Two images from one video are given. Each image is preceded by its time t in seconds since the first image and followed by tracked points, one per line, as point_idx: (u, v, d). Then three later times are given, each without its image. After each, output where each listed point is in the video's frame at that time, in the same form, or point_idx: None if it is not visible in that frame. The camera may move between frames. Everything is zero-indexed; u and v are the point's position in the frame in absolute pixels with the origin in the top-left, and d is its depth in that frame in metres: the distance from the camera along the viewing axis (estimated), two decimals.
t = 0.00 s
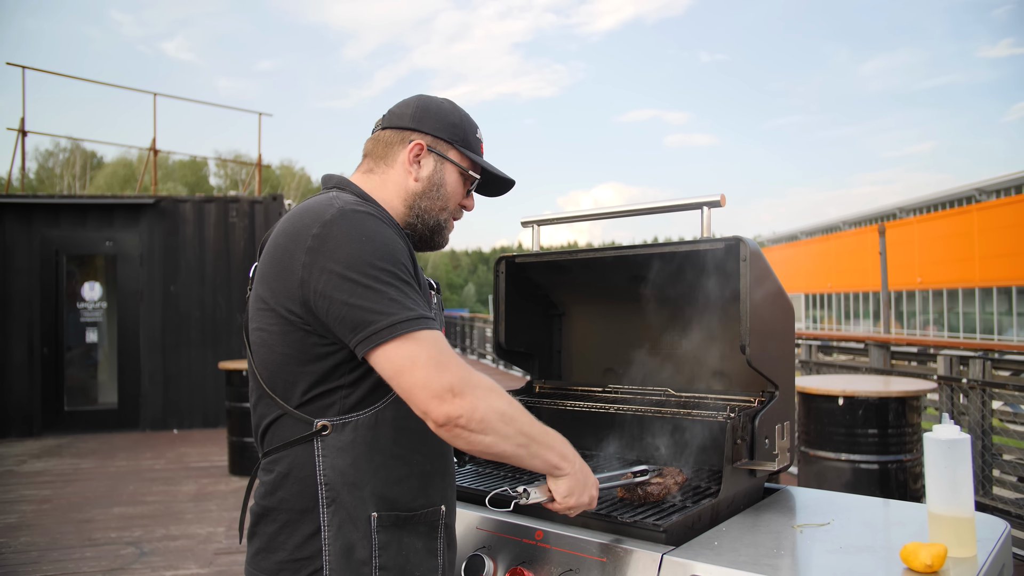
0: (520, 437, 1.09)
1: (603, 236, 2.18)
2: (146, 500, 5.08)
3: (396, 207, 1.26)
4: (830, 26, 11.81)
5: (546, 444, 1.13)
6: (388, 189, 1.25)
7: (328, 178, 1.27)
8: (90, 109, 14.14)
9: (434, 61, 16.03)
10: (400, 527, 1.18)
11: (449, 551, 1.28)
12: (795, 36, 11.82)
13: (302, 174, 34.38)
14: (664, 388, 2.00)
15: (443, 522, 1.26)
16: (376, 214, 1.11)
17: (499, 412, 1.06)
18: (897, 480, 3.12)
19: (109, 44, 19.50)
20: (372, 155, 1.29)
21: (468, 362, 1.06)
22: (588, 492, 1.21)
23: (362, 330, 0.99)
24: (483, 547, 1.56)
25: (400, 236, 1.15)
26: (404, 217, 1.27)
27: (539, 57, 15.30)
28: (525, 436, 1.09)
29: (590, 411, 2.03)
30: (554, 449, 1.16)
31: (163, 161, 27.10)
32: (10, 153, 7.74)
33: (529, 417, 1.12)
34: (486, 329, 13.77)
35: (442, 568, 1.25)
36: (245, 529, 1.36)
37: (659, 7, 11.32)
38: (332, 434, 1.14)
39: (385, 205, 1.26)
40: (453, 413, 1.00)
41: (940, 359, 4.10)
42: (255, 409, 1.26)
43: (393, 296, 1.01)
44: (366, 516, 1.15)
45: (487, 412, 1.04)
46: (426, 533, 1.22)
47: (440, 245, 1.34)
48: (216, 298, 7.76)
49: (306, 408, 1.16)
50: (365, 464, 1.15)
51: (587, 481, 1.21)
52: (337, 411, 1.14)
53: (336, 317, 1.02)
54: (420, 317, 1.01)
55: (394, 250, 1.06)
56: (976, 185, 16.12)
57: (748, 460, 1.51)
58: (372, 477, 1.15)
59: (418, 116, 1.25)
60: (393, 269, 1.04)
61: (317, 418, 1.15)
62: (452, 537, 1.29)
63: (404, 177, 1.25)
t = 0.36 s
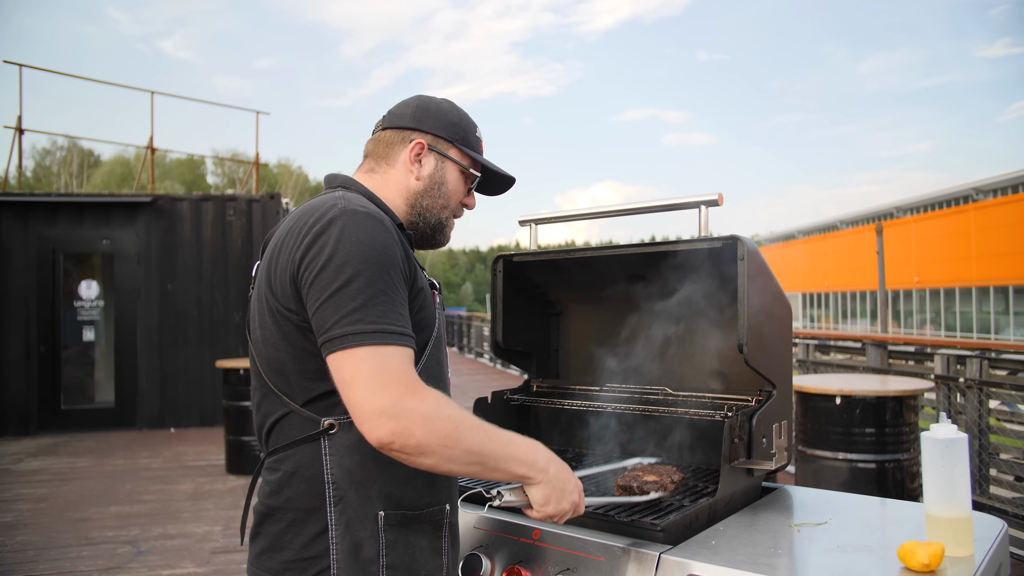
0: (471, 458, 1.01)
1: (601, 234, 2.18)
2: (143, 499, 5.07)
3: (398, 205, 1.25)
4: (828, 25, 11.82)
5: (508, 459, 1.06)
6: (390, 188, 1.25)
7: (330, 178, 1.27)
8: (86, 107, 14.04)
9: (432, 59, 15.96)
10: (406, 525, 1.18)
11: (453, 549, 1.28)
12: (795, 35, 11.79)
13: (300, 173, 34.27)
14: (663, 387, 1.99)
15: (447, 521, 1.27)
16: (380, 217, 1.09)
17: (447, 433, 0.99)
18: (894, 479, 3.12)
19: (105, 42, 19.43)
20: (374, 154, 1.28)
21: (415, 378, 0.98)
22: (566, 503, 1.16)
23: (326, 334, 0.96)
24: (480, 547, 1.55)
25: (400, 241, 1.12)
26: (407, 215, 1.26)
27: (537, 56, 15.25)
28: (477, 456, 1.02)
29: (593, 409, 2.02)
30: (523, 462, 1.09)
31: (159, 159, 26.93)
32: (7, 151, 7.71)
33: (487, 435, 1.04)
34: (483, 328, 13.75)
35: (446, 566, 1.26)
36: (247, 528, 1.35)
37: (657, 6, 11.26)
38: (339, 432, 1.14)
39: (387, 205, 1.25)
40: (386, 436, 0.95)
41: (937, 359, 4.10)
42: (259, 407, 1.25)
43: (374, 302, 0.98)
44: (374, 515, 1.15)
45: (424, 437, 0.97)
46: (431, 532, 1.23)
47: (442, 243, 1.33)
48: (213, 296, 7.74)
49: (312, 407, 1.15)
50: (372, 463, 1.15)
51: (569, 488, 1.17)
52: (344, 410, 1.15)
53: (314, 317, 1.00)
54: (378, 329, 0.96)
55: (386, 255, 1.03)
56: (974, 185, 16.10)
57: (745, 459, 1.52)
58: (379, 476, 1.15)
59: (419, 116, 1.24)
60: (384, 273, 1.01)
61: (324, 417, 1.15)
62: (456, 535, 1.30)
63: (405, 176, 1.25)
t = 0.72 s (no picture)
0: (471, 467, 1.03)
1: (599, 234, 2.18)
2: (139, 499, 5.05)
3: (396, 204, 1.25)
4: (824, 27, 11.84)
5: (507, 469, 1.08)
6: (387, 186, 1.25)
7: (329, 178, 1.27)
8: (82, 106, 13.98)
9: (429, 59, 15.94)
10: (405, 527, 1.18)
11: (452, 551, 1.29)
12: (792, 35, 11.80)
13: (297, 173, 34.22)
14: (660, 388, 2.00)
15: (447, 521, 1.27)
16: (378, 220, 1.08)
17: (450, 441, 1.00)
18: (891, 479, 3.13)
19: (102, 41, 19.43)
20: (372, 153, 1.28)
21: (420, 386, 1.00)
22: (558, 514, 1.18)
23: (328, 340, 0.97)
24: (478, 547, 1.55)
25: (400, 243, 1.12)
26: (406, 214, 1.26)
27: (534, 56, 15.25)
28: (477, 465, 1.03)
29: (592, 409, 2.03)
30: (521, 472, 1.11)
31: (156, 158, 26.82)
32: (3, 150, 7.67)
33: (487, 445, 1.06)
34: (480, 328, 13.75)
35: (446, 567, 1.26)
36: (247, 527, 1.34)
37: (655, 6, 11.27)
38: (338, 434, 1.14)
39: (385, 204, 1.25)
40: (391, 442, 0.96)
41: (934, 359, 4.10)
42: (259, 408, 1.25)
43: (375, 308, 0.98)
44: (372, 517, 1.15)
45: (428, 444, 0.98)
46: (430, 533, 1.23)
47: (443, 240, 1.33)
48: (210, 296, 7.72)
49: (311, 408, 1.14)
50: (371, 465, 1.15)
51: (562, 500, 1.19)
52: (343, 411, 1.14)
53: (314, 323, 1.00)
54: (379, 335, 0.96)
55: (386, 260, 1.03)
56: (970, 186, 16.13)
57: (743, 459, 1.52)
58: (379, 478, 1.15)
59: (415, 112, 1.24)
60: (386, 278, 1.01)
61: (323, 419, 1.14)
62: (456, 536, 1.30)
63: (403, 174, 1.25)
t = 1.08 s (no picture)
0: (454, 481, 1.01)
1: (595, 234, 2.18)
2: (132, 497, 5.03)
3: (388, 202, 1.25)
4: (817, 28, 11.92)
5: (492, 483, 1.06)
6: (378, 184, 1.26)
7: (323, 174, 1.29)
8: (76, 103, 13.88)
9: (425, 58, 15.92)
10: (402, 528, 1.19)
11: (450, 550, 1.29)
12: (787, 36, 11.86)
13: (292, 171, 34.11)
14: (656, 386, 2.00)
15: (442, 522, 1.28)
16: (368, 224, 1.07)
17: (431, 456, 0.99)
18: (884, 478, 3.15)
19: (96, 37, 19.34)
20: (365, 149, 1.29)
21: (404, 397, 0.99)
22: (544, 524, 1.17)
23: (312, 348, 0.97)
24: (473, 546, 1.56)
25: (390, 248, 1.11)
26: (399, 212, 1.26)
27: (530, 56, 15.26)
28: (460, 480, 1.02)
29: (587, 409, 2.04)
30: (506, 486, 1.09)
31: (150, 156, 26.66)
32: None
33: (471, 458, 1.04)
34: (475, 327, 13.76)
35: (442, 567, 1.26)
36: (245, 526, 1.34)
37: (650, 6, 11.32)
38: (332, 438, 1.13)
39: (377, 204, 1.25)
40: (371, 453, 0.95)
41: (927, 359, 4.11)
42: (255, 409, 1.25)
43: (361, 317, 0.97)
44: (367, 520, 1.15)
45: (409, 456, 0.97)
46: (427, 533, 1.23)
47: (439, 237, 1.33)
48: (204, 294, 7.68)
49: (305, 411, 1.14)
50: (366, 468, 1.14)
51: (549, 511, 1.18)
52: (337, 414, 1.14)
53: (300, 330, 0.99)
54: (364, 345, 0.96)
55: (373, 266, 1.02)
56: (962, 187, 16.23)
57: (738, 458, 1.52)
58: (374, 481, 1.15)
59: (406, 107, 1.23)
60: (372, 285, 1.00)
61: (317, 422, 1.14)
62: (453, 536, 1.30)
63: (394, 171, 1.25)
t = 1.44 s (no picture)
0: (394, 489, 1.00)
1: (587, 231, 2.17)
2: (121, 494, 4.98)
3: (370, 198, 1.24)
4: (809, 29, 12.00)
5: (439, 485, 1.05)
6: (362, 178, 1.24)
7: (305, 170, 1.28)
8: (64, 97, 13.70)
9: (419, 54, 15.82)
10: (388, 531, 1.16)
11: (442, 551, 1.27)
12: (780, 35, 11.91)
13: (283, 167, 33.89)
14: (647, 384, 1.99)
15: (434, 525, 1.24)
16: (323, 227, 1.03)
17: (366, 467, 0.96)
18: (873, 477, 3.18)
19: (85, 29, 19.12)
20: (348, 142, 1.27)
21: (342, 408, 0.97)
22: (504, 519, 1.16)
23: (256, 354, 0.96)
24: (465, 544, 1.55)
25: (351, 249, 1.08)
26: (381, 209, 1.25)
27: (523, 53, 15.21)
28: (403, 489, 1.00)
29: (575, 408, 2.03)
30: (455, 487, 1.07)
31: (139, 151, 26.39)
32: None
33: (412, 465, 1.01)
34: (466, 325, 13.74)
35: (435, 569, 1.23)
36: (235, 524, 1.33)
37: (644, 6, 11.36)
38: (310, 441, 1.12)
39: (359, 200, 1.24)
40: (305, 467, 0.94)
41: (916, 359, 4.13)
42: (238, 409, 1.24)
43: (301, 325, 0.95)
44: (347, 524, 1.13)
45: (344, 468, 0.95)
46: (417, 536, 1.20)
47: (425, 232, 1.31)
48: (194, 290, 7.61)
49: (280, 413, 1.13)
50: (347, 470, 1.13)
51: (510, 503, 1.17)
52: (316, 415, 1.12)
53: (250, 334, 0.99)
54: (298, 354, 0.94)
55: (323, 271, 0.99)
56: (952, 189, 16.35)
57: (729, 457, 1.52)
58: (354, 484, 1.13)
59: (389, 98, 1.21)
60: (321, 291, 0.98)
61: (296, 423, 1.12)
62: (445, 537, 1.28)
63: (377, 165, 1.23)
